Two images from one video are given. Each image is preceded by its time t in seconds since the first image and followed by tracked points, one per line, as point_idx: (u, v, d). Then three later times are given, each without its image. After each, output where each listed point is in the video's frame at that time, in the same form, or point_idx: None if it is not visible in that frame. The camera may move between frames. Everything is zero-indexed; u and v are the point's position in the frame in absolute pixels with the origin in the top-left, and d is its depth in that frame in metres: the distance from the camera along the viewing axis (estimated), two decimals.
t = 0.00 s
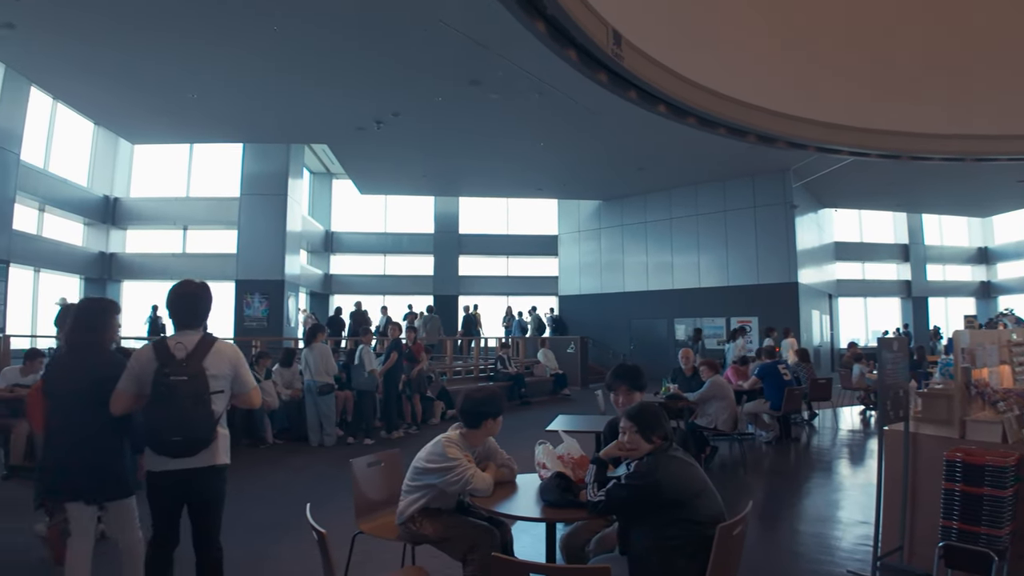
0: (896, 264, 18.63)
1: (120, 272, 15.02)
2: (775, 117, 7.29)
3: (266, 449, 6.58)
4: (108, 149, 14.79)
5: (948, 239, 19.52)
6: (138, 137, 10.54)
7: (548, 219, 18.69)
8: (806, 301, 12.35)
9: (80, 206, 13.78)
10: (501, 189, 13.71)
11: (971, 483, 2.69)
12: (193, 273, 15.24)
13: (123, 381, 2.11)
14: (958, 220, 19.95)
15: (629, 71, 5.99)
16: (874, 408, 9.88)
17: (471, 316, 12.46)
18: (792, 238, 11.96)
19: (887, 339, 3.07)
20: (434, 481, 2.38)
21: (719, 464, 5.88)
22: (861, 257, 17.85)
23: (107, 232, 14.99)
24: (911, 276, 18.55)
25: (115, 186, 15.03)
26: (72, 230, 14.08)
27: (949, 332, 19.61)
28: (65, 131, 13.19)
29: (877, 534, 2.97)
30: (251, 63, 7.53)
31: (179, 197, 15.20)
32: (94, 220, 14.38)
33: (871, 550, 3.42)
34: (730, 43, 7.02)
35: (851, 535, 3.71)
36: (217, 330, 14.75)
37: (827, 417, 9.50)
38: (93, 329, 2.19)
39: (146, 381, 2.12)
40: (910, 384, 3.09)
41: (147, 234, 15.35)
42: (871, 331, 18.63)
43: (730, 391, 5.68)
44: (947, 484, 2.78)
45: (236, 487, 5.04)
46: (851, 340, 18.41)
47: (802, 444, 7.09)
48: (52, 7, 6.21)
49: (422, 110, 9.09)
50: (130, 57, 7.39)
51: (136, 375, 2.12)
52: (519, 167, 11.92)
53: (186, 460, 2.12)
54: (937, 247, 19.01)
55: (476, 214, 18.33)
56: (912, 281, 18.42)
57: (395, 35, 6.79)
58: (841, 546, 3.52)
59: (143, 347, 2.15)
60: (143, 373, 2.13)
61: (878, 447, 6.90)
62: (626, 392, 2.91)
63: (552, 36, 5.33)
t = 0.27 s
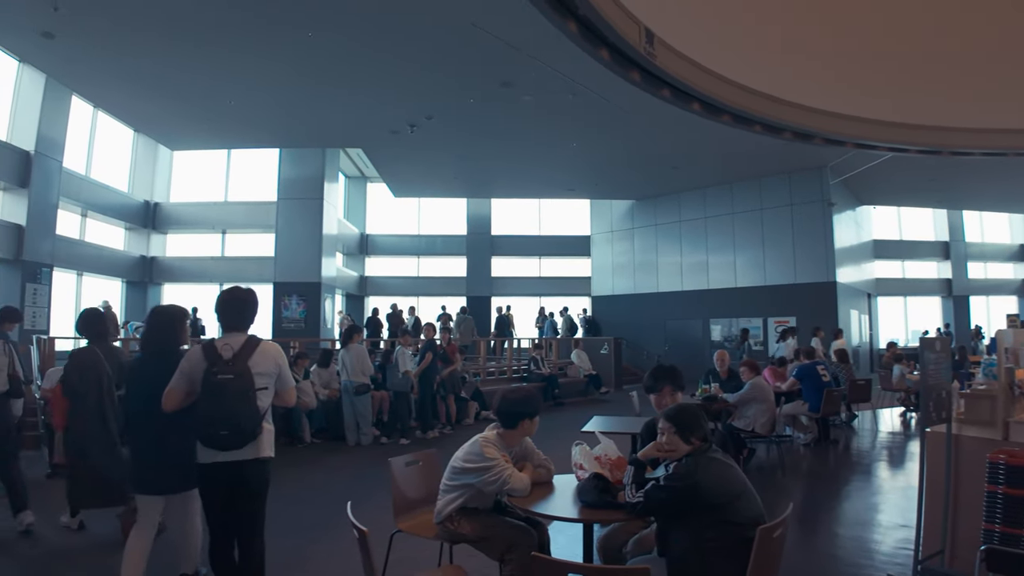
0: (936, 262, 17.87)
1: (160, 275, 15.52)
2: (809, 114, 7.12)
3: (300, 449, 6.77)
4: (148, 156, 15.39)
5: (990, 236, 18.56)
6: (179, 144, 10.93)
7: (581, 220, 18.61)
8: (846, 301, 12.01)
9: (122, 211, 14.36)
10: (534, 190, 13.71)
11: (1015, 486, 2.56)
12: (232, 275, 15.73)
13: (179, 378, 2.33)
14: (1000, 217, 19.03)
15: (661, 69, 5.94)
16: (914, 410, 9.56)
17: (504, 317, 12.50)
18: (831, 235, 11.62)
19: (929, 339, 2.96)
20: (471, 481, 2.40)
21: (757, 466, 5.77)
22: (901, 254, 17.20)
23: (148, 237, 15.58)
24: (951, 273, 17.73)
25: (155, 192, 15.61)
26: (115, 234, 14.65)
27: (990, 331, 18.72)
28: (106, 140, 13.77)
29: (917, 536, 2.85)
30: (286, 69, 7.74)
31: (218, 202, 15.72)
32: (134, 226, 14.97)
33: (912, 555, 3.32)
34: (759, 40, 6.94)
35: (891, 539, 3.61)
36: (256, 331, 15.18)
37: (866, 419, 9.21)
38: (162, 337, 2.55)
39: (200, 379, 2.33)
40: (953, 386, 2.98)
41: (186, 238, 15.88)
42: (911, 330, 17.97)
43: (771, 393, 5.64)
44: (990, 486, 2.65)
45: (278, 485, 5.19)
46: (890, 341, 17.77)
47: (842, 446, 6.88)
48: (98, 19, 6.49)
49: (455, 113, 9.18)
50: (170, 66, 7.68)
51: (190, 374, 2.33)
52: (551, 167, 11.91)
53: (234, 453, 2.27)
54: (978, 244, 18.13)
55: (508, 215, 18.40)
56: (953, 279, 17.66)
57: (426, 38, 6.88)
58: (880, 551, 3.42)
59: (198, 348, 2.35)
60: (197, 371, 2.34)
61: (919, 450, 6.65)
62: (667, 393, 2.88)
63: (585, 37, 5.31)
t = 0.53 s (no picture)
0: (975, 260, 17.13)
1: (197, 278, 16.05)
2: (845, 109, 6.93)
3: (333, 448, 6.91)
4: (186, 162, 15.95)
5: None
6: (216, 150, 11.29)
7: (612, 220, 18.49)
8: (884, 300, 11.67)
9: (160, 216, 14.88)
10: (564, 190, 13.67)
11: None
12: (267, 278, 16.15)
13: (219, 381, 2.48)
14: None
15: (693, 68, 5.90)
16: (954, 412, 9.25)
17: (536, 318, 12.50)
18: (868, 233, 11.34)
19: (970, 338, 2.85)
20: (507, 482, 2.42)
21: (792, 469, 5.63)
22: (942, 253, 16.55)
23: (186, 241, 16.10)
24: (992, 271, 16.97)
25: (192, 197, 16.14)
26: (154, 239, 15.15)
27: None
28: (144, 147, 14.32)
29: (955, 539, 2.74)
30: (318, 74, 7.91)
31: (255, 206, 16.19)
32: (172, 230, 15.51)
33: (951, 559, 3.21)
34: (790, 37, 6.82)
35: (929, 542, 3.50)
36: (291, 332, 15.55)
37: (904, 420, 8.93)
38: (225, 333, 2.83)
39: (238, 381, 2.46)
40: (994, 387, 2.87)
41: (224, 242, 16.38)
42: (951, 330, 17.27)
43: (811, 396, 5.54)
44: None
45: (316, 482, 5.32)
46: (927, 341, 17.13)
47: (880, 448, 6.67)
48: (136, 28, 6.74)
49: (485, 116, 9.24)
50: (204, 73, 7.92)
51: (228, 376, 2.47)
52: (581, 168, 11.86)
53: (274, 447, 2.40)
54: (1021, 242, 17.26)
55: (538, 216, 18.40)
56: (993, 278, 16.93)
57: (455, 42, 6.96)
58: (917, 554, 3.31)
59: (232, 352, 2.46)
60: (234, 373, 2.47)
61: (961, 453, 6.40)
62: (705, 395, 2.83)
63: (616, 37, 5.30)
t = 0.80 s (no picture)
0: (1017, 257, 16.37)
1: (235, 281, 16.52)
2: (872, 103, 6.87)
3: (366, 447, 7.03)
4: (223, 168, 16.48)
5: None
6: (252, 155, 11.61)
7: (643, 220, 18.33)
8: (922, 300, 11.30)
9: (199, 221, 15.37)
10: (595, 191, 13.59)
11: None
12: (302, 280, 16.52)
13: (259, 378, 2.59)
14: None
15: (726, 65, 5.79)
16: (997, 414, 8.88)
17: (568, 319, 12.47)
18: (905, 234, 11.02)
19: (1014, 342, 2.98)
20: (543, 482, 2.43)
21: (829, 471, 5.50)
22: (978, 250, 15.82)
23: (224, 244, 16.60)
24: None
25: (229, 202, 16.64)
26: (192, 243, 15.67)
27: None
28: (180, 153, 14.82)
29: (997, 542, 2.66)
30: (348, 79, 8.04)
31: (290, 210, 16.61)
32: (210, 233, 16.01)
33: (992, 564, 3.10)
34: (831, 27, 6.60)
35: (970, 547, 3.38)
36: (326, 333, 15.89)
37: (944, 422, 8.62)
38: (275, 336, 3.00)
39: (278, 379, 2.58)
40: None
41: (260, 245, 16.83)
42: (991, 330, 16.42)
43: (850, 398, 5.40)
44: None
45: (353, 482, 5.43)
46: (968, 341, 16.44)
47: (921, 451, 6.44)
48: (173, 37, 6.97)
49: (515, 117, 9.27)
50: (239, 80, 8.15)
51: (269, 373, 2.59)
52: (612, 168, 11.78)
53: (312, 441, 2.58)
54: None
55: (569, 217, 18.35)
56: None
57: (486, 45, 7.02)
58: (956, 558, 3.21)
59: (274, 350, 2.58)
60: (275, 370, 2.60)
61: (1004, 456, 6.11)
62: (742, 396, 2.79)
63: (647, 36, 5.26)
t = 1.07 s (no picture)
0: None
1: (269, 284, 16.94)
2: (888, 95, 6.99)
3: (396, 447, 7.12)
4: (256, 173, 16.95)
5: None
6: (285, 160, 11.89)
7: (674, 219, 18.12)
8: (960, 300, 10.90)
9: (234, 225, 15.81)
10: (625, 191, 13.50)
11: None
12: (335, 283, 16.81)
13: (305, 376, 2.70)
14: None
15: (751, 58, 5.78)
16: None
17: (598, 319, 12.40)
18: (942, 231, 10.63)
19: None
20: (576, 483, 2.44)
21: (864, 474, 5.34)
22: None
23: (258, 248, 17.04)
24: None
25: (263, 207, 17.09)
26: (226, 247, 16.11)
27: None
28: (214, 159, 15.28)
29: None
30: (376, 82, 8.16)
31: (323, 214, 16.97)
32: (244, 237, 16.46)
33: None
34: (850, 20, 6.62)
35: (1008, 551, 3.26)
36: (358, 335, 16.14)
37: (984, 425, 8.27)
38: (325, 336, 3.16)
39: (325, 379, 2.71)
40: None
41: (294, 249, 17.22)
42: None
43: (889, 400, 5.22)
44: None
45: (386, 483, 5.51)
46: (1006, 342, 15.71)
47: (960, 453, 6.18)
48: (207, 44, 7.18)
49: (544, 118, 9.27)
50: (270, 85, 8.34)
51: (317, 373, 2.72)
52: (642, 167, 11.67)
53: (354, 438, 2.71)
54: None
55: (599, 217, 18.23)
56: None
57: (513, 46, 7.06)
58: (993, 562, 3.10)
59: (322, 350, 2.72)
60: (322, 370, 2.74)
61: None
62: (778, 396, 2.74)
63: (676, 33, 5.22)
